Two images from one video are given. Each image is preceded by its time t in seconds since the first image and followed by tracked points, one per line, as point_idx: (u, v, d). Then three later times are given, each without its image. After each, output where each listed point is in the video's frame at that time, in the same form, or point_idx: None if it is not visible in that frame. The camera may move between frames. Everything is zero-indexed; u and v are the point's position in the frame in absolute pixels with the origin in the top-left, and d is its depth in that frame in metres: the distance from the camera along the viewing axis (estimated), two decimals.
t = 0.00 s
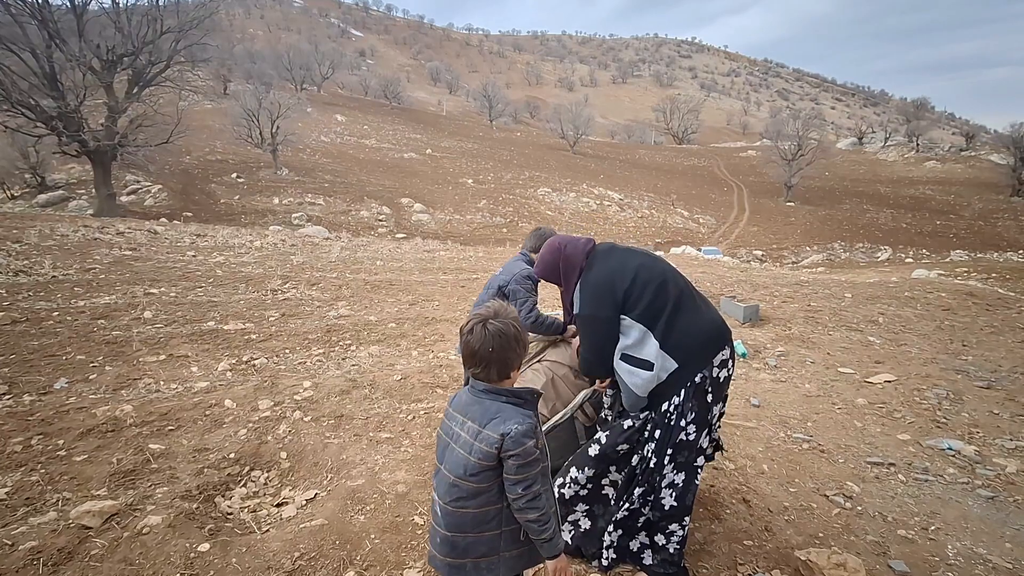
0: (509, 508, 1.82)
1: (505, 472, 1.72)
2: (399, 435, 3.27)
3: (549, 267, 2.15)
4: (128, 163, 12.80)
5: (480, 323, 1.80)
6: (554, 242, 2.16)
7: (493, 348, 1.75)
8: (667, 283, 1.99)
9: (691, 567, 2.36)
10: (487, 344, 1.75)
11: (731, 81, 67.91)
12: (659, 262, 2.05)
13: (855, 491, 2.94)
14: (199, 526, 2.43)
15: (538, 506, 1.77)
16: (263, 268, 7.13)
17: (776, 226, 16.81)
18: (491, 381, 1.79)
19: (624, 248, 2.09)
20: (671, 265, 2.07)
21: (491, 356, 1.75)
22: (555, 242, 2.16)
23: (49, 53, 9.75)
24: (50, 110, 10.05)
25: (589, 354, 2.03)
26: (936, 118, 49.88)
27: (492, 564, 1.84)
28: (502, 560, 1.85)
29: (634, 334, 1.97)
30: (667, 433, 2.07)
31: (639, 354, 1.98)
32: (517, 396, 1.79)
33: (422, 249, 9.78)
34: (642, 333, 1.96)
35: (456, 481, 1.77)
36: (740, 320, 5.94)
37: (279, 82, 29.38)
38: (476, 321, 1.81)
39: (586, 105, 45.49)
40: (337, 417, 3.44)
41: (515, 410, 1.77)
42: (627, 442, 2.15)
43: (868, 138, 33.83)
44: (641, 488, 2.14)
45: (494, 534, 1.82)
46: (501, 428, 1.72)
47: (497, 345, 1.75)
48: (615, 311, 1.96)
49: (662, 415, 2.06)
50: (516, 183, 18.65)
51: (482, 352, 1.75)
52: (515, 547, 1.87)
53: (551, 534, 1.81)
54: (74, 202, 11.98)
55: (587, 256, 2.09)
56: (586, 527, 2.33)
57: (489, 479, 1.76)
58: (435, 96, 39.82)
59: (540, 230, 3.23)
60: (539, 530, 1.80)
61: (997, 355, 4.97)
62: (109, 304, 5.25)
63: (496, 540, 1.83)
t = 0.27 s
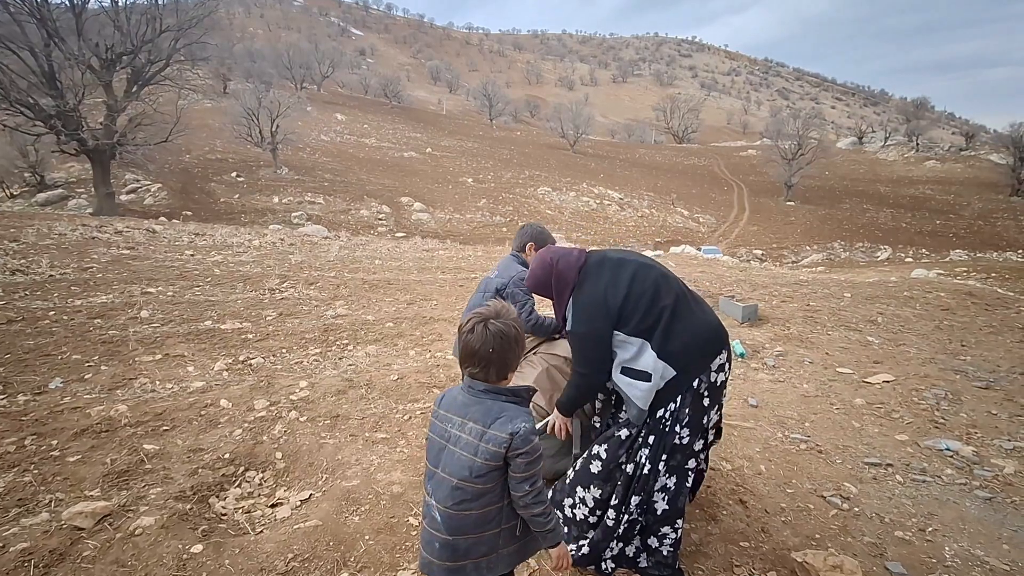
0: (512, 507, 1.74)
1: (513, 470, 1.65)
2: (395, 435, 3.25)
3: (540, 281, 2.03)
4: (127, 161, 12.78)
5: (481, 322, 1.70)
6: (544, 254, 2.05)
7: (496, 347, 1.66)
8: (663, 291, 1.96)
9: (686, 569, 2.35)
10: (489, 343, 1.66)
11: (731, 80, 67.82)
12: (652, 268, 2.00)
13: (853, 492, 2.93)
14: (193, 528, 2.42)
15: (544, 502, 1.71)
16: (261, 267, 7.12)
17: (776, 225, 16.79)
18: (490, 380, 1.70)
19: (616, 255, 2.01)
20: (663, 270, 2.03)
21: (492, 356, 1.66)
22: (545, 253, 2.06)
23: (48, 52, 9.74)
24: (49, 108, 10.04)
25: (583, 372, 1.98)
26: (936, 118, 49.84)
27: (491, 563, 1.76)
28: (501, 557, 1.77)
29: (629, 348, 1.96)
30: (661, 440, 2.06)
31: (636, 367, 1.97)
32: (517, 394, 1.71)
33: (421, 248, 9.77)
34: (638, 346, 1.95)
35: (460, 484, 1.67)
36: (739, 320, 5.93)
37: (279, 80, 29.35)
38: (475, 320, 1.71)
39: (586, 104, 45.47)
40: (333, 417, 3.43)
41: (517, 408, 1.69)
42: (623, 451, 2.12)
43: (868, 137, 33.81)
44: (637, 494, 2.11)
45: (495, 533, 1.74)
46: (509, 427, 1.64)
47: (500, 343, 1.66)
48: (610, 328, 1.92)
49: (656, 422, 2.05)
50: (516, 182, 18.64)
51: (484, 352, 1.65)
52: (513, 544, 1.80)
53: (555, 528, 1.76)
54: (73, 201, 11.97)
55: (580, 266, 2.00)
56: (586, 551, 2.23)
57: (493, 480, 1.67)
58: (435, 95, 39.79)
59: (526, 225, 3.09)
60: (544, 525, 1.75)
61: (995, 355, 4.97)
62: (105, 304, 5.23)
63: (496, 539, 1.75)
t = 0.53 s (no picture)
0: (507, 504, 1.75)
1: (509, 469, 1.65)
2: (392, 435, 3.25)
3: (531, 288, 2.05)
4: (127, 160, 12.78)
5: (477, 322, 1.70)
6: (534, 263, 2.06)
7: (491, 348, 1.65)
8: (654, 293, 1.95)
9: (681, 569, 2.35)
10: (485, 344, 1.65)
11: (732, 79, 67.77)
12: (643, 271, 2.00)
13: (849, 492, 2.93)
14: (188, 527, 2.42)
15: (538, 499, 1.71)
16: (260, 267, 7.11)
17: (776, 224, 16.78)
18: (486, 381, 1.70)
19: (606, 261, 2.02)
20: (654, 272, 2.03)
21: (488, 357, 1.66)
22: (535, 261, 2.07)
23: (47, 51, 9.74)
24: (48, 108, 10.04)
25: (577, 377, 1.98)
26: (936, 117, 49.83)
27: (486, 559, 1.76)
28: (495, 554, 1.77)
29: (622, 351, 1.96)
30: (655, 441, 2.07)
31: (630, 369, 1.97)
32: (512, 393, 1.71)
33: (420, 247, 9.77)
34: (631, 348, 1.95)
35: (456, 482, 1.67)
36: (737, 320, 5.92)
37: (279, 80, 29.33)
38: (471, 320, 1.70)
39: (586, 103, 45.45)
40: (330, 416, 3.43)
41: (512, 406, 1.69)
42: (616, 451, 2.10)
43: (868, 137, 33.80)
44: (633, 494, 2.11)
45: (491, 530, 1.74)
46: (504, 427, 1.63)
47: (495, 344, 1.66)
48: (601, 332, 1.92)
49: (652, 423, 2.05)
50: (517, 181, 18.64)
51: (480, 353, 1.65)
52: (508, 539, 1.80)
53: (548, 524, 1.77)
54: (73, 200, 11.97)
55: (570, 273, 2.01)
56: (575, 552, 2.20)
57: (489, 478, 1.67)
58: (436, 94, 39.77)
59: (506, 215, 3.17)
60: (538, 521, 1.76)
61: (993, 355, 4.97)
62: (103, 303, 5.23)
63: (491, 536, 1.75)
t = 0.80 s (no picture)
0: (498, 500, 1.75)
1: (499, 466, 1.65)
2: (389, 434, 3.27)
3: (525, 284, 2.04)
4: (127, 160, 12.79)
5: (472, 320, 1.70)
6: (528, 259, 2.04)
7: (484, 346, 1.66)
8: (650, 292, 1.96)
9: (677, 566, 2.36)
10: (478, 341, 1.66)
11: (732, 78, 67.69)
12: (638, 269, 2.00)
13: (845, 490, 2.94)
14: (187, 525, 2.44)
15: (529, 496, 1.71)
16: (260, 266, 7.12)
17: (776, 223, 16.79)
18: (478, 379, 1.70)
19: (602, 258, 2.01)
20: (649, 270, 2.03)
21: (481, 355, 1.66)
22: (529, 257, 2.05)
23: (47, 50, 9.74)
24: (48, 107, 10.05)
25: (570, 376, 1.98)
26: (936, 116, 49.82)
27: (477, 556, 1.75)
28: (487, 550, 1.77)
29: (616, 350, 1.97)
30: (649, 439, 2.08)
31: (624, 368, 1.98)
32: (505, 392, 1.71)
33: (420, 246, 9.78)
34: (625, 348, 1.96)
35: (446, 478, 1.67)
36: (736, 318, 5.93)
37: (279, 79, 29.32)
38: (465, 317, 1.71)
39: (586, 103, 45.44)
40: (329, 415, 3.44)
41: (504, 404, 1.69)
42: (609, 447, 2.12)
43: (868, 135, 33.79)
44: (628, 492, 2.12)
45: (481, 526, 1.74)
46: (495, 424, 1.64)
47: (488, 342, 1.66)
48: (596, 331, 1.93)
49: (645, 421, 2.06)
50: (517, 181, 18.66)
51: (474, 350, 1.66)
52: (500, 536, 1.79)
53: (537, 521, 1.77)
54: (73, 199, 11.99)
55: (565, 270, 2.00)
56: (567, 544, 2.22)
57: (479, 475, 1.67)
58: (436, 93, 39.75)
59: (499, 204, 3.15)
60: (528, 518, 1.76)
61: (991, 353, 4.98)
62: (103, 303, 5.25)
63: (483, 531, 1.75)
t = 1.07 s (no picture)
0: (493, 495, 1.76)
1: (493, 461, 1.67)
2: (389, 431, 3.28)
3: (524, 288, 2.05)
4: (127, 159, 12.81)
5: (467, 316, 1.72)
6: (526, 263, 2.05)
7: (479, 342, 1.68)
8: (648, 292, 1.97)
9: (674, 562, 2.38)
10: (473, 337, 1.68)
11: (733, 77, 67.59)
12: (637, 269, 2.00)
13: (842, 487, 2.96)
14: (188, 521, 2.45)
15: (523, 490, 1.73)
16: (260, 265, 7.14)
17: (776, 222, 16.80)
18: (473, 375, 1.72)
19: (600, 260, 2.02)
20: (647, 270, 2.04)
21: (476, 351, 1.68)
22: (528, 261, 2.06)
23: (47, 49, 9.76)
24: (48, 106, 10.07)
25: (570, 376, 2.00)
26: (937, 115, 49.79)
27: (472, 550, 1.77)
28: (483, 544, 1.78)
29: (616, 349, 1.98)
30: (649, 435, 2.08)
31: (624, 367, 1.99)
32: (499, 387, 1.73)
33: (420, 246, 9.79)
34: (625, 347, 1.97)
35: (442, 472, 1.69)
36: (735, 317, 5.95)
37: (279, 78, 29.32)
38: (461, 314, 1.73)
39: (587, 102, 45.43)
40: (329, 413, 3.46)
41: (498, 399, 1.71)
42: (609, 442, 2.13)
43: (869, 134, 33.77)
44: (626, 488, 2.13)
45: (476, 521, 1.75)
46: (489, 419, 1.65)
47: (483, 338, 1.68)
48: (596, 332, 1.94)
49: (646, 417, 2.07)
50: (517, 180, 18.66)
51: (469, 346, 1.68)
52: (495, 531, 1.80)
53: (531, 515, 1.78)
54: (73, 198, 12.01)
55: (564, 273, 2.01)
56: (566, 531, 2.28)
57: (474, 469, 1.68)
58: (436, 92, 39.74)
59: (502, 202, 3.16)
60: (522, 512, 1.77)
61: (989, 352, 4.99)
62: (103, 301, 5.27)
63: (478, 526, 1.76)
